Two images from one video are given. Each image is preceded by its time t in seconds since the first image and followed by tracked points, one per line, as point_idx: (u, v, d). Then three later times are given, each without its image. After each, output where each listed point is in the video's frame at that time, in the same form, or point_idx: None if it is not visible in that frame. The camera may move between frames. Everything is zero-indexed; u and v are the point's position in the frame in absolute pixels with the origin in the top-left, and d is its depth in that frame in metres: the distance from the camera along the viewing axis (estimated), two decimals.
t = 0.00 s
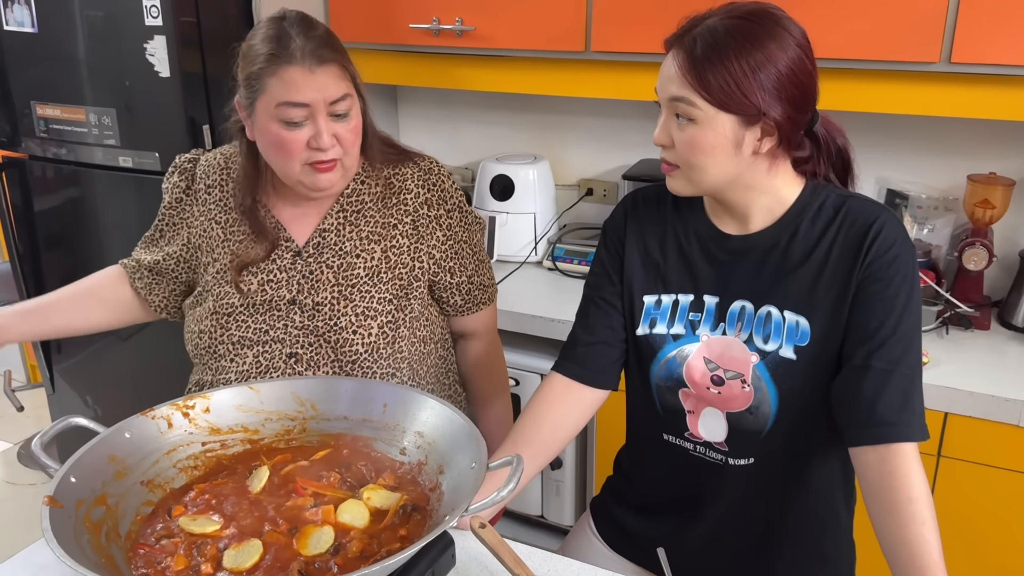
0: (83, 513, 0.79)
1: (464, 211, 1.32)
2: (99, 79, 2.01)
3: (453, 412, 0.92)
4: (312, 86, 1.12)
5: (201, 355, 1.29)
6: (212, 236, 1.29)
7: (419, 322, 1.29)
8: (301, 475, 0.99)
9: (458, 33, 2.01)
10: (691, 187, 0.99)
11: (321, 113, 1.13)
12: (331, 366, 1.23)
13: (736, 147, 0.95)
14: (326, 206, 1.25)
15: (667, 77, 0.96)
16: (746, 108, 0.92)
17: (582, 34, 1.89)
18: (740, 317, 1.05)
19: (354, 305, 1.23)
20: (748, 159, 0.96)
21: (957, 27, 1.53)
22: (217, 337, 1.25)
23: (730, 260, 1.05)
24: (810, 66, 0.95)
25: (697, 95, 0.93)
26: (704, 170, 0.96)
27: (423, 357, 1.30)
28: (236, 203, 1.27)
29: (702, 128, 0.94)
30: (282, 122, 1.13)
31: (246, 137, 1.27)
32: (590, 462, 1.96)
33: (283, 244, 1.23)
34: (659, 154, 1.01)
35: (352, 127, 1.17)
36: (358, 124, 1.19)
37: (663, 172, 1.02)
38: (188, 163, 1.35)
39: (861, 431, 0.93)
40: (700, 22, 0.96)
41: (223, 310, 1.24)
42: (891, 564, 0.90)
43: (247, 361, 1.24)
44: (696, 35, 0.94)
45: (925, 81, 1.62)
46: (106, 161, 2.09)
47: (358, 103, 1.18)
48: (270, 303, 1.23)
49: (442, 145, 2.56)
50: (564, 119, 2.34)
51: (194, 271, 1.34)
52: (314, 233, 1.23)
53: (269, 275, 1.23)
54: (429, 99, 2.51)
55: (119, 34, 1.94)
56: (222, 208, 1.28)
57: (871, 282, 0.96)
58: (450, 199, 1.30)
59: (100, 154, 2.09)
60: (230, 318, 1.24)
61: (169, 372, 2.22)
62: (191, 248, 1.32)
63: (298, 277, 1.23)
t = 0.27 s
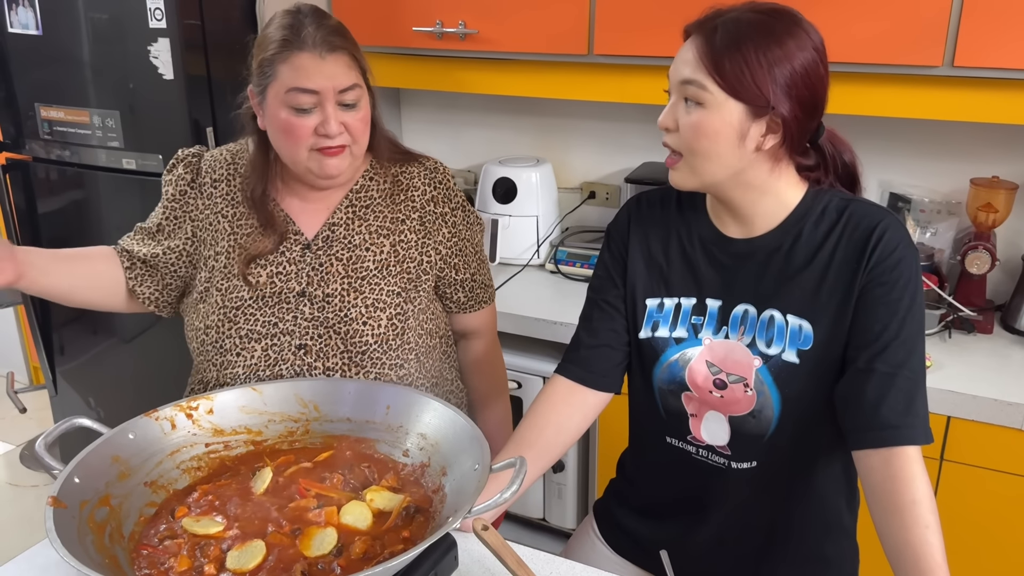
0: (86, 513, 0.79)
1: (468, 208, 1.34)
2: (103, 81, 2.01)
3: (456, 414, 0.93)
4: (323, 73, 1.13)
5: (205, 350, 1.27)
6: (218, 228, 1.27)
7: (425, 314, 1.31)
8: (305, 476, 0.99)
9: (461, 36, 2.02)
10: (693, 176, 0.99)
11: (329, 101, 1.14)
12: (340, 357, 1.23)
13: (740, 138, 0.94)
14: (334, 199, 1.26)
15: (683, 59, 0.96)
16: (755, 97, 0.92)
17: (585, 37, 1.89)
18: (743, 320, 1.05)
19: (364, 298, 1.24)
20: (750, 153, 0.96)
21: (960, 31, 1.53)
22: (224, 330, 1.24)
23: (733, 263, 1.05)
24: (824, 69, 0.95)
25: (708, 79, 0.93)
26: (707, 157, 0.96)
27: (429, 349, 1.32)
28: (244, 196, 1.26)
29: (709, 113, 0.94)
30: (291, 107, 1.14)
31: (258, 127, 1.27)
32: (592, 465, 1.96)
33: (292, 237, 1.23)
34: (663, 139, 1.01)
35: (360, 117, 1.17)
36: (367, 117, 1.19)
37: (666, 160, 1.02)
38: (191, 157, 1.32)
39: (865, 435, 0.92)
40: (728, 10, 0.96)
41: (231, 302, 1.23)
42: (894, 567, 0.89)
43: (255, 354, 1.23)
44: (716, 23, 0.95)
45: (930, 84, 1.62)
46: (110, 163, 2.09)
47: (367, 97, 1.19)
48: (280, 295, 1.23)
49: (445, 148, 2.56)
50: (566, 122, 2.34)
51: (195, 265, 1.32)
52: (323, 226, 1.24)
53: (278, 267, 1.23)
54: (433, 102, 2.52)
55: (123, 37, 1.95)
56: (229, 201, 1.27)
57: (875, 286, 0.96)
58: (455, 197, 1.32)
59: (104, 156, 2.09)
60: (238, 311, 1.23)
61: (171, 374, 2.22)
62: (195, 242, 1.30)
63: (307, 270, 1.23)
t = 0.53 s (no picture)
0: (83, 516, 0.79)
1: (467, 209, 1.37)
2: (103, 83, 2.01)
3: (454, 417, 0.92)
4: (320, 79, 1.13)
5: (212, 352, 1.23)
6: (226, 229, 1.22)
7: (433, 311, 1.32)
8: (302, 479, 0.99)
9: (462, 39, 2.02)
10: (702, 172, 0.98)
11: (326, 106, 1.14)
12: (355, 354, 1.23)
13: (750, 131, 0.95)
14: (343, 198, 1.25)
15: (694, 53, 0.96)
16: (766, 89, 0.92)
17: (585, 40, 1.89)
18: (744, 323, 1.05)
19: (377, 295, 1.24)
20: (760, 148, 0.96)
21: (961, 34, 1.52)
22: (234, 331, 1.21)
23: (736, 266, 1.05)
24: (833, 67, 0.96)
25: (719, 72, 0.94)
26: (717, 150, 0.96)
27: (437, 345, 1.34)
28: (252, 197, 1.23)
29: (720, 106, 0.94)
30: (289, 110, 1.14)
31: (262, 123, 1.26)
32: (592, 469, 1.95)
33: (302, 236, 1.22)
34: (672, 134, 1.01)
35: (359, 124, 1.17)
36: (366, 123, 1.19)
37: (675, 156, 1.02)
38: (191, 155, 1.26)
39: (865, 439, 0.92)
40: (739, 9, 0.97)
41: (241, 303, 1.20)
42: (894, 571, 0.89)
43: (267, 354, 1.21)
44: (727, 18, 0.96)
45: (932, 88, 1.62)
46: (110, 166, 2.09)
47: (368, 102, 1.19)
48: (292, 294, 1.21)
49: (446, 151, 2.56)
50: (567, 125, 2.34)
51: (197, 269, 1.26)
52: (334, 226, 1.23)
53: (290, 267, 1.21)
54: (434, 105, 2.52)
55: (124, 39, 1.95)
56: (235, 203, 1.23)
57: (878, 290, 0.96)
58: (457, 198, 1.35)
59: (104, 158, 2.09)
60: (249, 312, 1.20)
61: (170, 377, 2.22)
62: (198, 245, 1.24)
63: (320, 269, 1.22)
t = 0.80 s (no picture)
0: (79, 519, 0.79)
1: (461, 208, 1.39)
2: (103, 85, 2.01)
3: (450, 419, 0.92)
4: (317, 77, 1.13)
5: (220, 356, 1.20)
6: (230, 231, 1.19)
7: (437, 308, 1.34)
8: (299, 482, 0.99)
9: (462, 41, 2.02)
10: (700, 177, 0.98)
11: (323, 105, 1.14)
12: (368, 351, 1.23)
13: (747, 136, 0.95)
14: (345, 200, 1.25)
15: (688, 61, 0.96)
16: (760, 94, 0.92)
17: (585, 43, 1.89)
18: (743, 328, 1.05)
19: (385, 293, 1.25)
20: (758, 152, 0.96)
21: (961, 37, 1.52)
22: (244, 333, 1.19)
23: (735, 270, 1.05)
24: (828, 69, 0.96)
25: (714, 79, 0.94)
26: (714, 156, 0.96)
27: (440, 341, 1.35)
28: (255, 198, 1.21)
29: (715, 112, 0.94)
30: (285, 108, 1.14)
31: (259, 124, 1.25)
32: (591, 472, 1.95)
33: (308, 236, 1.21)
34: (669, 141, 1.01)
35: (355, 122, 1.17)
36: (363, 122, 1.19)
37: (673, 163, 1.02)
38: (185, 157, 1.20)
39: (864, 443, 0.92)
40: (730, 14, 0.97)
41: (252, 305, 1.18)
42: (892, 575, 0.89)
43: (279, 355, 1.19)
44: (720, 25, 0.95)
45: (932, 91, 1.62)
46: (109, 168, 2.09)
47: (365, 101, 1.19)
48: (302, 294, 1.20)
49: (446, 153, 2.56)
50: (567, 128, 2.34)
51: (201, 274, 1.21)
52: (339, 226, 1.23)
53: (298, 267, 1.20)
54: (433, 108, 2.52)
55: (124, 42, 1.95)
56: (237, 204, 1.20)
57: (877, 295, 0.95)
58: (452, 199, 1.38)
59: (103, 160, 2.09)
60: (260, 313, 1.19)
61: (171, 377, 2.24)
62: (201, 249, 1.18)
63: (328, 268, 1.22)
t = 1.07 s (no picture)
0: (80, 520, 0.78)
1: (459, 205, 1.39)
2: (105, 87, 2.01)
3: (453, 421, 0.92)
4: (326, 78, 1.13)
5: (229, 360, 1.20)
6: (235, 237, 1.18)
7: (442, 304, 1.34)
8: (300, 483, 0.99)
9: (463, 43, 2.02)
10: (698, 176, 0.98)
11: (331, 106, 1.14)
12: (378, 348, 1.23)
13: (747, 137, 0.95)
14: (347, 201, 1.25)
15: (689, 61, 0.97)
16: (761, 95, 0.92)
17: (586, 44, 1.89)
18: (739, 328, 1.05)
19: (392, 290, 1.25)
20: (757, 153, 0.96)
21: (962, 38, 1.52)
22: (253, 335, 1.19)
23: (732, 271, 1.05)
24: (830, 70, 0.96)
25: (715, 79, 0.94)
26: (713, 156, 0.96)
27: (446, 337, 1.35)
28: (258, 201, 1.20)
29: (716, 112, 0.94)
30: (294, 109, 1.14)
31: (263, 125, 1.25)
32: (592, 473, 1.95)
33: (313, 235, 1.21)
34: (669, 140, 1.01)
35: (362, 125, 1.17)
36: (370, 125, 1.19)
37: (672, 161, 1.02)
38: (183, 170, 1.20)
39: (863, 445, 0.91)
40: (733, 13, 0.97)
41: (260, 306, 1.18)
42: None
43: (289, 355, 1.19)
44: (721, 25, 0.95)
45: (934, 92, 1.62)
46: (111, 169, 2.09)
47: (372, 104, 1.19)
48: (310, 293, 1.20)
49: (447, 155, 2.56)
50: (568, 129, 2.34)
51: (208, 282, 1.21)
52: (343, 225, 1.23)
53: (305, 267, 1.20)
54: (434, 109, 2.52)
55: (125, 44, 1.95)
56: (240, 208, 1.19)
57: (873, 297, 0.95)
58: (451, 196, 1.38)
59: (105, 161, 2.09)
60: (268, 314, 1.18)
61: (171, 380, 2.21)
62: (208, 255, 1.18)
63: (335, 267, 1.22)
